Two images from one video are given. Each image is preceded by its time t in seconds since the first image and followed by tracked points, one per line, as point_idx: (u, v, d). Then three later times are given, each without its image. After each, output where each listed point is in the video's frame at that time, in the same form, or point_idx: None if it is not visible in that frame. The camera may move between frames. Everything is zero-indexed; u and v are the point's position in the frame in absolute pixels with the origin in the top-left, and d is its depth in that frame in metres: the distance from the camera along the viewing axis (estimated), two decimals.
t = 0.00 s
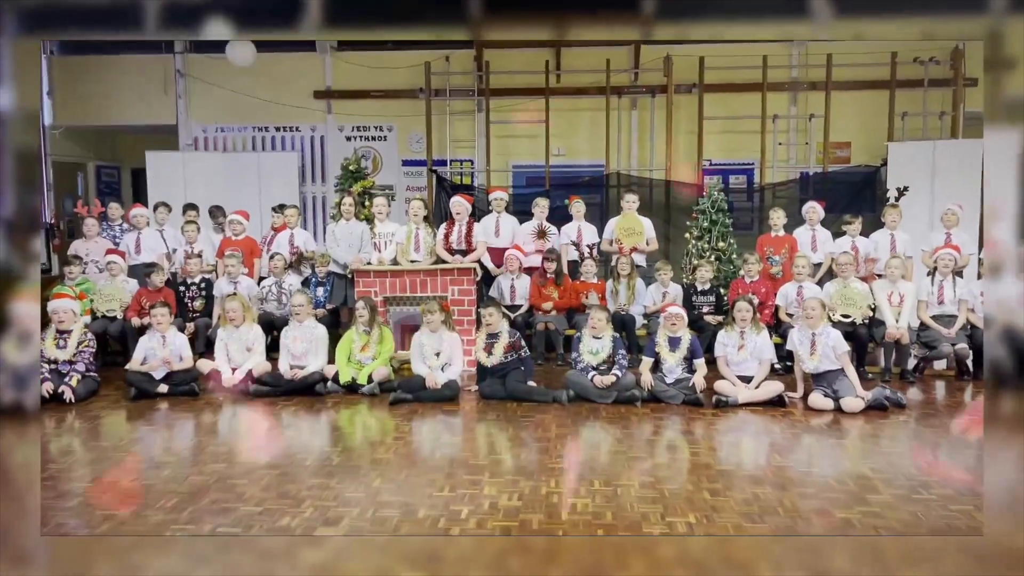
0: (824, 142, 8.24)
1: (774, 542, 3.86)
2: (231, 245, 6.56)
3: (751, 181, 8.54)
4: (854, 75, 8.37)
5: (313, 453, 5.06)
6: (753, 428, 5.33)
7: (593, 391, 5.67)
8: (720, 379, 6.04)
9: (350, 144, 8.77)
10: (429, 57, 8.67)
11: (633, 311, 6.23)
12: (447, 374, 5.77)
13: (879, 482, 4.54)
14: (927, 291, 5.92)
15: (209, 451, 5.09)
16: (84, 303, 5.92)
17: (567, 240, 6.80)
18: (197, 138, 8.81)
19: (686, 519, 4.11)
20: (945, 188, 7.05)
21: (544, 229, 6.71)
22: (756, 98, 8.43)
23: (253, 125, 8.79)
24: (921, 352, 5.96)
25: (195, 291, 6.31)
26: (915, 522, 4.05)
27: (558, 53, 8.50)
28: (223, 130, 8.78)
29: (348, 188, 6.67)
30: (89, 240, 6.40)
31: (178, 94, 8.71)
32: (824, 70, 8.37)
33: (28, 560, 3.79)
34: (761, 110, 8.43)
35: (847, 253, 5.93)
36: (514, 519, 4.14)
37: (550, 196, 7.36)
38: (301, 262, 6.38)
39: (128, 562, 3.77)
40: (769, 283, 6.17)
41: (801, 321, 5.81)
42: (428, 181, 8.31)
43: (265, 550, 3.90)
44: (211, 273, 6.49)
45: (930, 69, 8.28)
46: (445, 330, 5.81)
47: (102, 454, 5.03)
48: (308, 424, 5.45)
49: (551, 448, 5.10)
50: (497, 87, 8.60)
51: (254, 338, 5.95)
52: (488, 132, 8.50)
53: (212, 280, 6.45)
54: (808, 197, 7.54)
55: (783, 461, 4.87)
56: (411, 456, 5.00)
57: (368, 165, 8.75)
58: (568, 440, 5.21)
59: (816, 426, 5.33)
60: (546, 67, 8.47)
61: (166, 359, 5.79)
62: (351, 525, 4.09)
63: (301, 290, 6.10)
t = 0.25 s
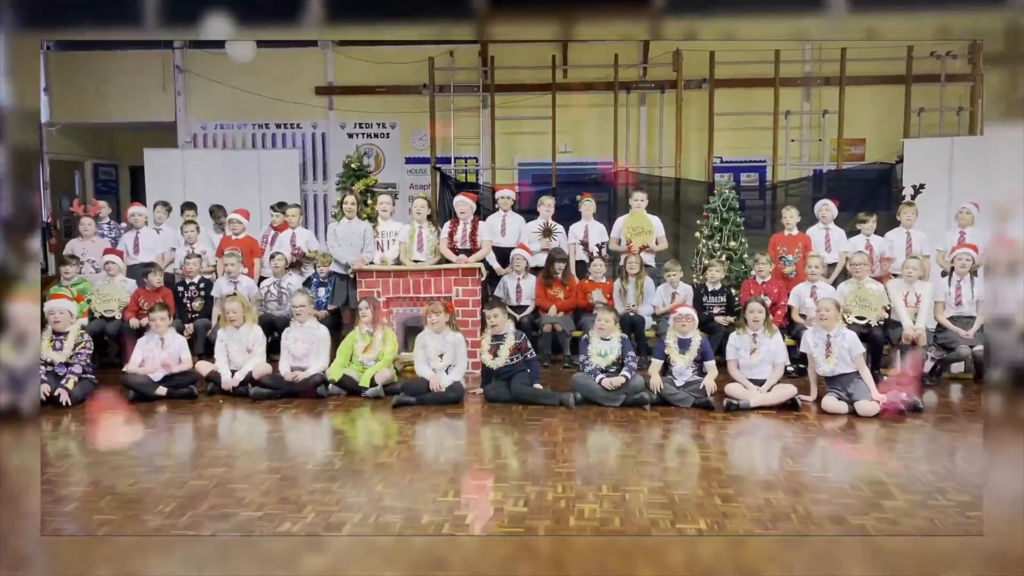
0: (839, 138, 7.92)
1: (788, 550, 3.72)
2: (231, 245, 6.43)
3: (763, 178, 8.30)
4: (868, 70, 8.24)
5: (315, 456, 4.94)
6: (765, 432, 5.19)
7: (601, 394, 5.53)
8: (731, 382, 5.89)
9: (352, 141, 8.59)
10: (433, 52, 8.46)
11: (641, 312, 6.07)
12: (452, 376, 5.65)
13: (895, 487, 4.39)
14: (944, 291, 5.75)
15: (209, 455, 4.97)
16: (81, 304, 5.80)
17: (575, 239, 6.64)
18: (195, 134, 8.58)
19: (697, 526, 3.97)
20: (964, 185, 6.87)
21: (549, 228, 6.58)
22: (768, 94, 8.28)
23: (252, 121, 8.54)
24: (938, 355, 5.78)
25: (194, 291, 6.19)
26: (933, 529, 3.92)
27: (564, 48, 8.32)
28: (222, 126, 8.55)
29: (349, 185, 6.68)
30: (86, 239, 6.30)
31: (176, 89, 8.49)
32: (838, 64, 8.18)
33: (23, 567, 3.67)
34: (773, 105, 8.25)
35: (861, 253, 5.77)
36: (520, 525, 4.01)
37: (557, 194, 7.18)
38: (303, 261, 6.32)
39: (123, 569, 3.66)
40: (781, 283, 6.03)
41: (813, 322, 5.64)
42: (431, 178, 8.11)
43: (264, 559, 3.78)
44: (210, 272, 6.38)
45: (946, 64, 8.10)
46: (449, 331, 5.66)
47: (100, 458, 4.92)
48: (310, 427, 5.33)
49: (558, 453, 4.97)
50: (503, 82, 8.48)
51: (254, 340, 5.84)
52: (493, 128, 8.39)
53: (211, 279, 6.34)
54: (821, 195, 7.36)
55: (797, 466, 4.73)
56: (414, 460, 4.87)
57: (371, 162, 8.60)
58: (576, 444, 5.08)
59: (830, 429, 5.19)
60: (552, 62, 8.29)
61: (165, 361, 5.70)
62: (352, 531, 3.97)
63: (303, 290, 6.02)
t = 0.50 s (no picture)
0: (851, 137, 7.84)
1: (799, 556, 3.65)
2: (235, 245, 6.38)
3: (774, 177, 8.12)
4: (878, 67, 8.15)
5: (320, 459, 4.89)
6: (775, 435, 5.12)
7: (609, 396, 5.48)
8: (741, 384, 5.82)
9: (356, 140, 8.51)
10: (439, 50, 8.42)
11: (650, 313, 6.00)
12: (458, 378, 5.58)
13: (907, 491, 4.32)
14: (957, 292, 5.63)
15: (213, 457, 4.92)
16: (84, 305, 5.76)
17: (581, 240, 6.59)
18: (199, 134, 8.46)
19: (706, 530, 3.90)
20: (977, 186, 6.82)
21: (554, 227, 6.53)
22: (779, 92, 8.20)
23: (256, 120, 8.47)
24: (951, 357, 5.69)
25: (197, 293, 6.13)
26: (945, 533, 3.85)
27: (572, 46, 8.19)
28: (227, 126, 8.44)
29: (354, 186, 6.61)
30: (88, 240, 6.27)
31: (179, 89, 8.31)
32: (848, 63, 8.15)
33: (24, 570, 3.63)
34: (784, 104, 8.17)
35: (873, 253, 5.70)
36: (526, 529, 3.95)
37: (563, 194, 7.08)
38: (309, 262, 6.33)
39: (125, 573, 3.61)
40: (792, 284, 5.96)
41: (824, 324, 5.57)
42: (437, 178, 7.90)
43: (268, 562, 3.74)
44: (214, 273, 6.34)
45: (959, 61, 8.01)
46: (455, 333, 5.61)
47: (103, 460, 4.87)
48: (315, 430, 5.28)
49: (565, 455, 4.91)
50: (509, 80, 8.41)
51: (259, 340, 5.79)
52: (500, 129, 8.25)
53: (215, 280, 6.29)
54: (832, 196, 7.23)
55: (807, 469, 4.66)
56: (420, 463, 4.81)
57: (376, 162, 8.49)
58: (583, 447, 5.01)
59: (841, 432, 5.12)
60: (559, 60, 8.17)
61: (168, 363, 5.65)
62: (356, 536, 3.91)
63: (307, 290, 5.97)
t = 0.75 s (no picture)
0: (869, 133, 7.53)
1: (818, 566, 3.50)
2: (237, 245, 6.24)
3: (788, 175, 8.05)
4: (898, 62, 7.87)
5: (323, 464, 4.76)
6: (791, 441, 4.97)
7: (620, 400, 5.33)
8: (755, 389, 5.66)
9: (360, 138, 8.19)
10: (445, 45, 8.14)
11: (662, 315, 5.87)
12: (464, 380, 5.44)
13: (927, 498, 4.16)
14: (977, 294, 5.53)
15: (214, 462, 4.80)
16: (82, 307, 5.65)
17: (588, 238, 6.43)
18: (200, 131, 8.28)
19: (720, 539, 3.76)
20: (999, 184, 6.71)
21: (560, 227, 6.35)
22: (794, 87, 8.04)
23: (259, 117, 8.22)
24: (972, 359, 5.61)
25: (199, 293, 6.05)
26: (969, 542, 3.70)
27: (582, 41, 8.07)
28: (228, 123, 8.23)
29: (359, 184, 6.49)
30: (87, 240, 6.15)
31: (179, 85, 8.25)
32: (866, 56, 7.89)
33: None
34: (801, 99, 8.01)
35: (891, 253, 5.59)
36: (534, 537, 3.82)
37: (571, 193, 6.91)
38: (312, 263, 6.21)
39: None
40: (808, 284, 5.81)
41: (840, 328, 5.45)
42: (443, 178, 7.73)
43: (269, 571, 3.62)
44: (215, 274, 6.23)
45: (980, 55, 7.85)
46: (462, 335, 5.47)
47: (102, 465, 4.76)
48: (318, 434, 5.16)
49: (574, 461, 4.77)
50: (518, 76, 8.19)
51: (262, 342, 5.66)
52: (507, 124, 8.09)
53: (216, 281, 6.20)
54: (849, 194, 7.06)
55: (824, 475, 4.51)
56: (425, 468, 4.69)
57: (380, 160, 8.12)
58: (593, 453, 4.87)
59: (859, 438, 4.96)
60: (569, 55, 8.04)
61: (169, 366, 5.52)
62: (358, 544, 3.78)
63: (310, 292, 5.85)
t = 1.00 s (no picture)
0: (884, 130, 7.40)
1: None
2: (241, 246, 6.18)
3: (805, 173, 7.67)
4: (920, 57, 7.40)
5: (328, 469, 4.66)
6: (807, 445, 4.85)
7: (631, 405, 5.20)
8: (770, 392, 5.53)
9: (366, 136, 7.63)
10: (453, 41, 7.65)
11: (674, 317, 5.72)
12: (472, 383, 5.32)
13: (948, 505, 4.03)
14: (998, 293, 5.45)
15: (218, 466, 4.70)
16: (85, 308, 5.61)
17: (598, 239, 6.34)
18: (204, 130, 7.40)
19: (736, 548, 3.64)
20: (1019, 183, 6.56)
21: (567, 227, 6.23)
22: (810, 84, 7.63)
23: (264, 115, 7.50)
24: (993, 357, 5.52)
25: (202, 295, 6.03)
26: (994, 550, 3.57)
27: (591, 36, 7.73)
28: (232, 122, 7.48)
29: (364, 183, 6.35)
30: (90, 241, 6.08)
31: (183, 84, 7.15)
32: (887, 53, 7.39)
33: None
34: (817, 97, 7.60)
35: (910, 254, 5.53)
36: (544, 545, 3.70)
37: (581, 191, 6.75)
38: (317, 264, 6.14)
39: None
40: (825, 285, 5.67)
41: (857, 329, 5.35)
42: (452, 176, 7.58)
43: None
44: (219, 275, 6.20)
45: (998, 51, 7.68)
46: (470, 336, 5.39)
47: (105, 469, 4.67)
48: (323, 438, 5.06)
49: (585, 466, 4.65)
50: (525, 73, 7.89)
51: (268, 344, 5.57)
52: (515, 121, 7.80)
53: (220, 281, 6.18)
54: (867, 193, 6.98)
55: (841, 481, 4.39)
56: (433, 473, 4.58)
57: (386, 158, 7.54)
58: (603, 458, 4.76)
59: (877, 442, 4.83)
60: (578, 51, 7.58)
61: (172, 368, 5.46)
62: (363, 552, 3.67)
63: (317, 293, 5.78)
